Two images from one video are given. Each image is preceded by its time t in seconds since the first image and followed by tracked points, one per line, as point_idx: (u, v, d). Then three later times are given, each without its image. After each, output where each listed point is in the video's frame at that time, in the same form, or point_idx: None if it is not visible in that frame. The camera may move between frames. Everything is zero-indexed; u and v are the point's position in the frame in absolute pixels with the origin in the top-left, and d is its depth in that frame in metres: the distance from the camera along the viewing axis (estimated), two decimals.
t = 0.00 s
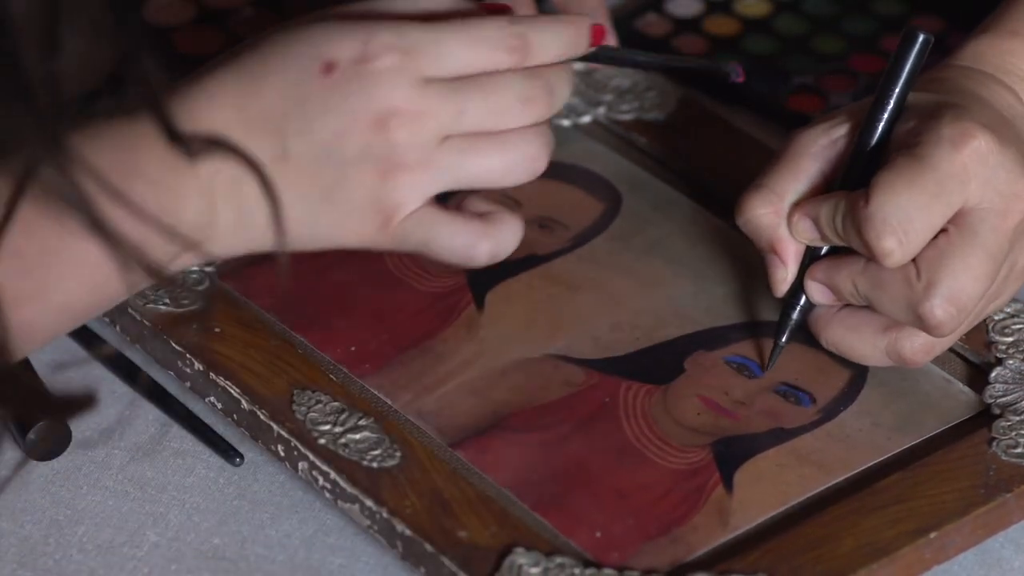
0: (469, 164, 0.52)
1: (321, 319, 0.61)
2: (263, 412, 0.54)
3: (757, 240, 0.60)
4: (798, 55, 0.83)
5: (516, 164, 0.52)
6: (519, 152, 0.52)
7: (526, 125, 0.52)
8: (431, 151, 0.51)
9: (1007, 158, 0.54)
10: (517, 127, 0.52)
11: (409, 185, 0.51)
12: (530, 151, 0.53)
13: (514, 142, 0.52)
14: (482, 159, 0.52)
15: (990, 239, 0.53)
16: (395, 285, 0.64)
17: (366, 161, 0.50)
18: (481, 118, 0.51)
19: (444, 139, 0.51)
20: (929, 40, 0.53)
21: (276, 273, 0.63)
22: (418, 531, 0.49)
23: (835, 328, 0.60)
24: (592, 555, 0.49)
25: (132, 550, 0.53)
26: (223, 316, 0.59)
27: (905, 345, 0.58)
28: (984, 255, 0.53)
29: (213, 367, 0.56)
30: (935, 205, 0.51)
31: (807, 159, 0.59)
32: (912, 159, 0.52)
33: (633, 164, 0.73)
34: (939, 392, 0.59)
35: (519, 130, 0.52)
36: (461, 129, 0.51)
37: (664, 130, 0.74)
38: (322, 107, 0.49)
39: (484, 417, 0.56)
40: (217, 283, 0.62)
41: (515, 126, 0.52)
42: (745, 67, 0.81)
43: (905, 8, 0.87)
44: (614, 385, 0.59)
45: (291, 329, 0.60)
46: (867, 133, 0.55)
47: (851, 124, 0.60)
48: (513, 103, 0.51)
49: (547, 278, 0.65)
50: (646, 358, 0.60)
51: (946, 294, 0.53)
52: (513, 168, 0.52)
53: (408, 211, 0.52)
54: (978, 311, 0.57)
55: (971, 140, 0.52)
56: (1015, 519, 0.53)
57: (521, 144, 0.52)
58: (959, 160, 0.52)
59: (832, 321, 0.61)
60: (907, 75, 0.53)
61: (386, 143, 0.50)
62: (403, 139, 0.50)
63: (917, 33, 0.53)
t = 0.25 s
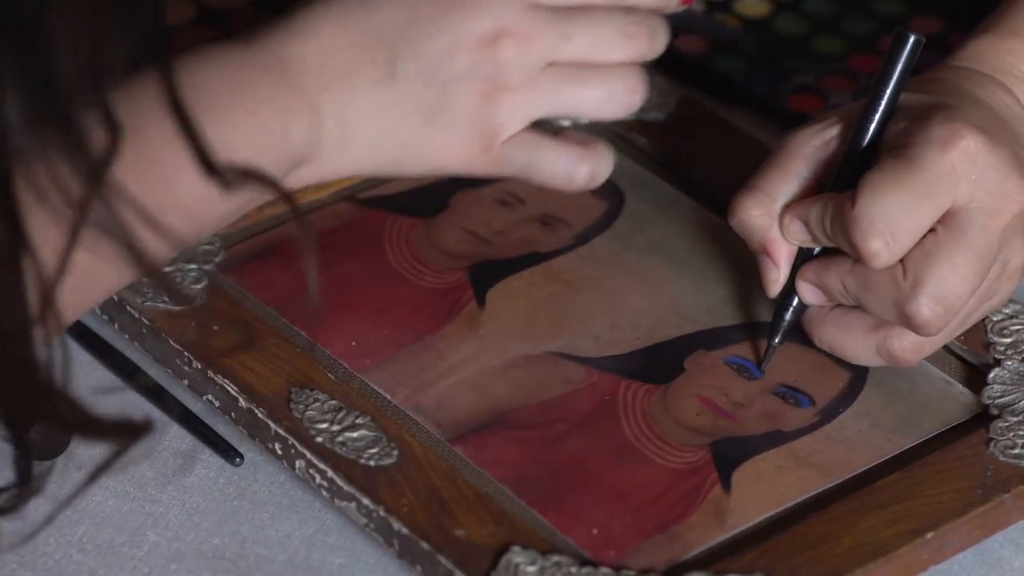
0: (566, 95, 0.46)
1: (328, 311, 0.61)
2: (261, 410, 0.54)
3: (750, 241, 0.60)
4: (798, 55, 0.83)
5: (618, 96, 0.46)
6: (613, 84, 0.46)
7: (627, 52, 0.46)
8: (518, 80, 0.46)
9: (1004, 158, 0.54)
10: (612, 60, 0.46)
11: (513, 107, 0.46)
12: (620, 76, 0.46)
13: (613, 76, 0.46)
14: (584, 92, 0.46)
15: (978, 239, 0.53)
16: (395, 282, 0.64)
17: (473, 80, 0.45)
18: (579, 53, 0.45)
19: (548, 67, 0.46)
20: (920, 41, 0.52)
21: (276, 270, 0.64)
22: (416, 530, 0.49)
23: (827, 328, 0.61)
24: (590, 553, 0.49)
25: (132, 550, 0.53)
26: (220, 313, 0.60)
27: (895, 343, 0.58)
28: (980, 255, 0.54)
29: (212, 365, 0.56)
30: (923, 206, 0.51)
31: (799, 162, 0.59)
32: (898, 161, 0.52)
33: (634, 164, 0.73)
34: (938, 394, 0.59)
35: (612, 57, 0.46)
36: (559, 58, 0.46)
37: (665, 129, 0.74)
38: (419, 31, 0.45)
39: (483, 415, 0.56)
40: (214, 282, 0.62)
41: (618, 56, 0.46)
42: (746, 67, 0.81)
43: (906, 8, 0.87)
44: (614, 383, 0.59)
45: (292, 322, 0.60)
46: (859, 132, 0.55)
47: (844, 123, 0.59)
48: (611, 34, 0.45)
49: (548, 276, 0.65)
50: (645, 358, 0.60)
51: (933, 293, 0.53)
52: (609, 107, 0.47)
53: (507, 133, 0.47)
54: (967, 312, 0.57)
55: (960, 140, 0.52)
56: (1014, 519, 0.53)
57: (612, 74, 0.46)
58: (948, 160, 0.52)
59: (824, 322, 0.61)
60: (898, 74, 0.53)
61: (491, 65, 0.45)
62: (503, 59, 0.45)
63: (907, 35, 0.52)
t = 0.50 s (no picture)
0: (623, 45, 0.49)
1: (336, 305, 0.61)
2: (261, 412, 0.54)
3: (757, 231, 0.60)
4: (799, 55, 0.83)
5: (670, 46, 0.49)
6: (662, 35, 0.49)
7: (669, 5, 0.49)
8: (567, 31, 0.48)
9: (1004, 158, 0.54)
10: (658, 13, 0.49)
11: (572, 59, 0.49)
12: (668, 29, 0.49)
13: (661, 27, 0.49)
14: (634, 46, 0.49)
15: (988, 240, 0.54)
16: (395, 282, 0.64)
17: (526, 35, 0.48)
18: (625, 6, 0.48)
19: (600, 19, 0.49)
20: (936, 37, 0.52)
21: (278, 269, 0.64)
22: (416, 532, 0.49)
23: (833, 321, 0.61)
24: (588, 554, 0.49)
25: (133, 550, 0.53)
26: (220, 313, 0.60)
27: (898, 341, 0.58)
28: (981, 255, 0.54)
29: (211, 366, 0.56)
30: (935, 206, 0.51)
31: (809, 151, 0.59)
32: (909, 158, 0.52)
33: (634, 164, 0.73)
34: (938, 394, 0.59)
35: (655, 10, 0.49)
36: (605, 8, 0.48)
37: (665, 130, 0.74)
38: None
39: (483, 415, 0.56)
40: (214, 283, 0.62)
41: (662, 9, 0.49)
42: (747, 66, 0.81)
43: (906, 8, 0.87)
44: (613, 383, 0.59)
45: (291, 324, 0.60)
46: (870, 127, 0.55)
47: (856, 116, 0.59)
48: None
49: (548, 276, 0.65)
50: (645, 358, 0.61)
51: (941, 293, 0.53)
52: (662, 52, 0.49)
53: (566, 85, 0.50)
54: (973, 312, 0.57)
55: (972, 141, 0.53)
56: (1013, 520, 0.53)
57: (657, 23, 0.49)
58: (960, 160, 0.52)
59: (829, 314, 0.61)
60: (912, 71, 0.53)
61: (547, 20, 0.48)
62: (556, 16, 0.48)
63: (923, 31, 0.52)
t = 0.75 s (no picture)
0: (657, 42, 0.48)
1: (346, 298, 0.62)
2: (262, 408, 0.54)
3: (751, 240, 0.60)
4: (800, 55, 0.83)
5: (705, 44, 0.49)
6: (698, 32, 0.49)
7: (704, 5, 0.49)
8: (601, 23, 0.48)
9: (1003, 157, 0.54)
10: (692, 14, 0.49)
11: (607, 52, 0.49)
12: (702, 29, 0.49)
13: (699, 26, 0.49)
14: (668, 43, 0.48)
15: (978, 239, 0.53)
16: (397, 277, 0.64)
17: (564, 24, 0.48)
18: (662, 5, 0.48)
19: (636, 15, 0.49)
20: (919, 40, 0.52)
21: (277, 264, 0.64)
22: (416, 528, 0.49)
23: (829, 326, 0.61)
24: (588, 550, 0.49)
25: (132, 550, 0.53)
26: (219, 311, 0.60)
27: (893, 343, 0.58)
28: (980, 254, 0.54)
29: (210, 363, 0.56)
30: (923, 207, 0.51)
31: (800, 160, 0.59)
32: (898, 162, 0.52)
33: (634, 164, 0.73)
34: (938, 395, 0.59)
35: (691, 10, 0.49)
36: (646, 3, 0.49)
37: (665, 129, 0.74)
38: None
39: (483, 412, 0.56)
40: (214, 281, 0.62)
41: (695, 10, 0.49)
42: (747, 67, 0.81)
43: (905, 8, 0.86)
44: (614, 381, 0.59)
45: (294, 317, 0.60)
46: (858, 132, 0.55)
47: (844, 122, 0.59)
48: None
49: (548, 274, 0.65)
50: (645, 358, 0.61)
51: (932, 294, 0.53)
52: (699, 49, 0.49)
53: (601, 77, 0.49)
54: (965, 312, 0.57)
55: (960, 140, 0.52)
56: (1013, 519, 0.53)
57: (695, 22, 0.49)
58: (948, 160, 0.52)
59: (824, 320, 0.61)
60: (897, 74, 0.53)
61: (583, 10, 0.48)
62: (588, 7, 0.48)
63: (907, 33, 0.52)
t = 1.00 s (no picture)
0: (661, 39, 0.49)
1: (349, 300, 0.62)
2: (261, 412, 0.54)
3: (755, 231, 0.60)
4: (803, 54, 0.83)
5: (709, 40, 0.50)
6: (702, 29, 0.50)
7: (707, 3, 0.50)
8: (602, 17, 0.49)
9: (1005, 158, 0.54)
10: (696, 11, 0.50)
11: (612, 47, 0.50)
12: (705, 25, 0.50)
13: (702, 22, 0.50)
14: (672, 39, 0.49)
15: (984, 239, 0.53)
16: (396, 280, 0.64)
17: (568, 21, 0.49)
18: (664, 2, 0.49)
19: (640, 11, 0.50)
20: (933, 37, 0.52)
21: (275, 270, 0.64)
22: (414, 531, 0.49)
23: (830, 320, 0.60)
24: (587, 553, 0.49)
25: (132, 550, 0.53)
26: (216, 315, 0.60)
27: (894, 341, 0.58)
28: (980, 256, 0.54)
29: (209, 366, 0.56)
30: (930, 206, 0.51)
31: (805, 149, 0.59)
32: (905, 159, 0.52)
33: (634, 164, 0.73)
34: (938, 395, 0.59)
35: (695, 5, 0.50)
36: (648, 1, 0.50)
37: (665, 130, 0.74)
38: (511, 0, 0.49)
39: (483, 414, 0.56)
40: (213, 287, 0.62)
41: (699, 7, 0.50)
42: (750, 67, 0.81)
43: (910, 7, 0.86)
44: (613, 383, 0.59)
45: (294, 324, 0.60)
46: (867, 127, 0.55)
47: (855, 114, 0.59)
48: None
49: (547, 275, 0.65)
50: (645, 359, 0.61)
51: (935, 293, 0.53)
52: (703, 45, 0.50)
53: (605, 70, 0.51)
54: (968, 312, 0.57)
55: (969, 140, 0.52)
56: (1012, 520, 0.53)
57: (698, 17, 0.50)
58: (956, 160, 0.52)
59: (827, 314, 0.60)
60: (910, 70, 0.53)
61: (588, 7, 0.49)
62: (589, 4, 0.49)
63: (920, 31, 0.52)
